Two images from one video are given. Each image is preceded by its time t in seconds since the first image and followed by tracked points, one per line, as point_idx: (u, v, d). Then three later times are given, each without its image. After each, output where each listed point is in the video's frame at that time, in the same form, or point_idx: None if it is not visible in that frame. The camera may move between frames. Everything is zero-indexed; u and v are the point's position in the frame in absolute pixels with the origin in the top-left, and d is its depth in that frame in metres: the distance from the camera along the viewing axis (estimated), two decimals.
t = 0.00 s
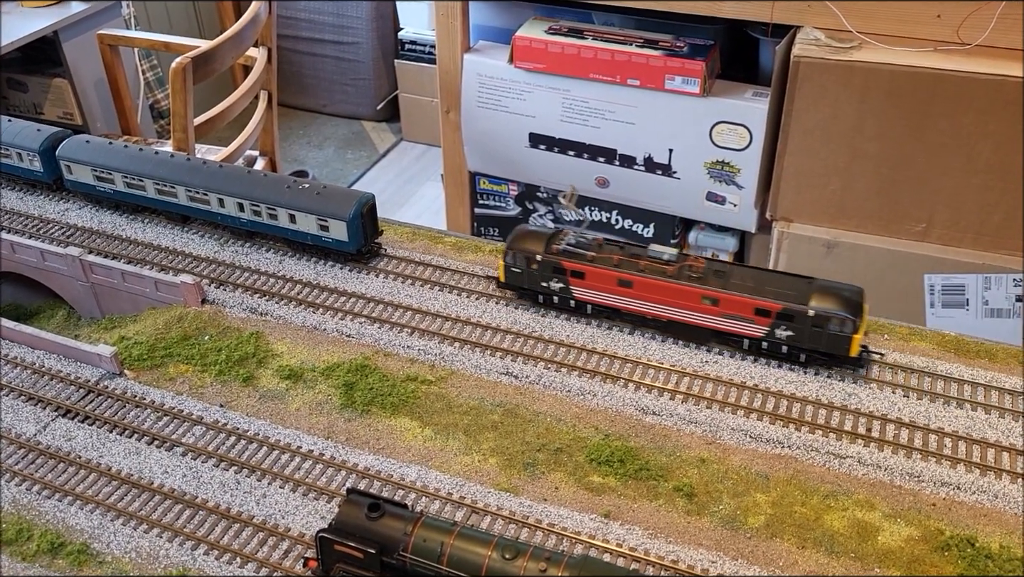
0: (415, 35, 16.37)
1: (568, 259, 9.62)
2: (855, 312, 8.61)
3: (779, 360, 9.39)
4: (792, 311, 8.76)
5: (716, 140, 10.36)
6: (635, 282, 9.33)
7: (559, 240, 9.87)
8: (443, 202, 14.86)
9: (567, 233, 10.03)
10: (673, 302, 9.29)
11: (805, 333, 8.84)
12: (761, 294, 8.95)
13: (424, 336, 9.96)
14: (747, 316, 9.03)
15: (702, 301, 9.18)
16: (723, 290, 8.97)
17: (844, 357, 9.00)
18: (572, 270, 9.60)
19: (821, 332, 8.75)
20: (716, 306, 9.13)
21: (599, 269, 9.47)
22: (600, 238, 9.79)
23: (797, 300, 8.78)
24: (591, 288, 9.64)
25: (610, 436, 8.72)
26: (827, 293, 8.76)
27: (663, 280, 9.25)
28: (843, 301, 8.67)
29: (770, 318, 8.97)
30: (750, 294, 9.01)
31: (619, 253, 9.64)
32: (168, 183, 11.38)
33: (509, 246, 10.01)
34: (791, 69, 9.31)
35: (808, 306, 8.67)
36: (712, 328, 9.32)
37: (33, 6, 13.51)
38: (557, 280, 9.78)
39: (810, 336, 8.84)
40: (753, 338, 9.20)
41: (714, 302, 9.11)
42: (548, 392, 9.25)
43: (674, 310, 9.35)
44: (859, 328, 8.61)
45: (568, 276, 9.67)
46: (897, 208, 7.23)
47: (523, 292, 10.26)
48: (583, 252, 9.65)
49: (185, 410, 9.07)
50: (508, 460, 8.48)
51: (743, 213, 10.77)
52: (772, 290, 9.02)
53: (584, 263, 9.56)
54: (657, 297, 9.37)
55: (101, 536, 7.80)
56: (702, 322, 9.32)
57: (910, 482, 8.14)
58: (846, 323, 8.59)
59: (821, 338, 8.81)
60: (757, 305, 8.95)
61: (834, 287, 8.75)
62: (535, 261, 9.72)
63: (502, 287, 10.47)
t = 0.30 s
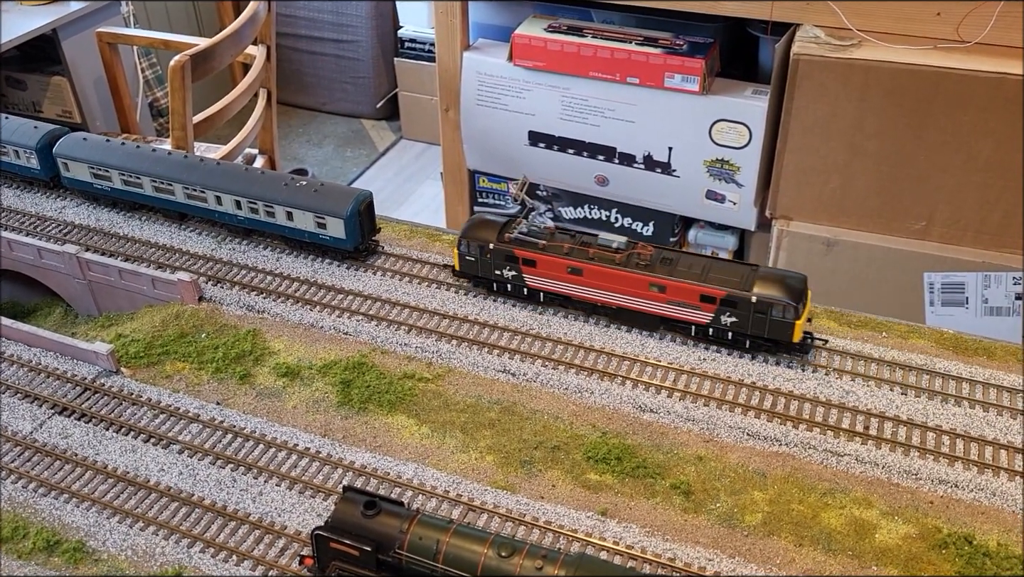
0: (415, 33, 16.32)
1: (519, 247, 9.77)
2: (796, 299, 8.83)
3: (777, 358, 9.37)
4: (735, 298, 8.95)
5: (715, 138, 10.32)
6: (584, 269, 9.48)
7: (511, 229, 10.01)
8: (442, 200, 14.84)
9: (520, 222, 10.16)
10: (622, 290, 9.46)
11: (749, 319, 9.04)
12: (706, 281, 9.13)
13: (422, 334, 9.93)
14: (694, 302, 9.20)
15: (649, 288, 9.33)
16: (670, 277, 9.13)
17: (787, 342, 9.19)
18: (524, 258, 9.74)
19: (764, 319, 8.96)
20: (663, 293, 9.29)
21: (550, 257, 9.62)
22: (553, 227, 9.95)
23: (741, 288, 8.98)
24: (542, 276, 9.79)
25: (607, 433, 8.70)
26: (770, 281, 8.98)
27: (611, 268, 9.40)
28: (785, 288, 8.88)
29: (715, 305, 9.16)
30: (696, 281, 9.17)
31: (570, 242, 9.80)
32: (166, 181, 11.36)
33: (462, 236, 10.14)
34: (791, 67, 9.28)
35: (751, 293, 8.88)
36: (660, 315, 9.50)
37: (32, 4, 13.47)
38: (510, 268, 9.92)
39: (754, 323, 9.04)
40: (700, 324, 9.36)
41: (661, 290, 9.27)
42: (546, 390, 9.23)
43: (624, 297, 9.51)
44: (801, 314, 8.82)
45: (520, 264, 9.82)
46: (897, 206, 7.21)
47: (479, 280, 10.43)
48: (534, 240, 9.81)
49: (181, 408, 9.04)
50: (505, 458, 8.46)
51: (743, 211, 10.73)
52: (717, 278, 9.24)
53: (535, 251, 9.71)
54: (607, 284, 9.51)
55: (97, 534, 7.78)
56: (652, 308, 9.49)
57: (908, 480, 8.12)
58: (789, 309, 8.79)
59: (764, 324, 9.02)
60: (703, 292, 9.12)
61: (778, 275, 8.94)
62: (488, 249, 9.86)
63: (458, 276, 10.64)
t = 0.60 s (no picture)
0: (416, 32, 16.29)
1: (491, 240, 9.87)
2: (761, 291, 8.96)
3: (778, 357, 9.35)
4: (702, 290, 9.06)
5: (716, 137, 10.31)
6: (554, 262, 9.59)
7: (483, 222, 10.11)
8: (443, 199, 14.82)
9: (492, 216, 10.26)
10: (590, 282, 9.56)
11: (716, 312, 9.15)
12: (673, 274, 9.24)
13: (422, 333, 9.91)
14: (661, 295, 9.31)
15: (617, 281, 9.45)
16: (638, 269, 9.25)
17: (754, 334, 9.30)
18: (495, 251, 9.85)
19: (731, 311, 9.07)
20: (631, 286, 9.40)
21: (521, 250, 9.72)
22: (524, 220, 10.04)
23: (708, 280, 9.10)
24: (513, 268, 9.90)
25: (608, 433, 8.69)
26: (736, 274, 9.11)
27: (580, 260, 9.51)
28: (752, 280, 9.02)
29: (683, 297, 9.27)
30: (664, 273, 9.28)
31: (541, 235, 9.89)
32: (165, 179, 11.35)
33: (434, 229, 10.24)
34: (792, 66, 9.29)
35: (717, 286, 9.00)
36: (628, 307, 9.61)
37: (32, 3, 13.45)
38: (482, 261, 10.02)
39: (721, 315, 9.15)
40: (667, 316, 9.47)
41: (629, 282, 9.38)
42: (546, 389, 9.21)
43: (593, 289, 9.63)
44: (766, 305, 8.95)
45: (491, 256, 9.92)
46: (900, 204, 7.21)
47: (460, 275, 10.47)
48: (505, 233, 9.91)
49: (181, 407, 9.03)
50: (506, 457, 8.44)
51: (743, 211, 10.71)
52: (685, 270, 9.34)
53: (506, 244, 9.81)
54: (577, 277, 9.61)
55: (96, 532, 7.77)
56: (620, 301, 9.59)
57: (909, 480, 8.10)
58: (754, 301, 8.93)
59: (731, 316, 9.12)
60: (670, 284, 9.23)
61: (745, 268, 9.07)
62: (461, 242, 9.97)
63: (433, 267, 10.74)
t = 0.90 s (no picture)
0: (417, 30, 16.24)
1: (460, 229, 9.93)
2: (726, 279, 9.03)
3: (781, 354, 9.29)
4: (667, 278, 9.14)
5: (719, 135, 10.26)
6: (522, 251, 9.64)
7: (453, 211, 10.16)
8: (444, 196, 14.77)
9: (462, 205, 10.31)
10: (558, 271, 9.63)
11: (682, 300, 9.22)
12: (639, 262, 9.31)
13: (423, 329, 9.87)
14: (627, 283, 9.38)
15: (584, 269, 9.51)
16: (604, 258, 9.32)
17: (718, 322, 9.38)
18: (464, 240, 9.90)
19: (696, 299, 9.13)
20: (598, 274, 9.47)
21: (490, 239, 9.77)
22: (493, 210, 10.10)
23: (673, 268, 9.17)
24: (482, 257, 9.95)
25: (610, 429, 8.64)
26: (701, 263, 9.18)
27: (547, 249, 9.57)
28: (717, 269, 9.10)
29: (648, 285, 9.34)
30: (630, 262, 9.35)
31: (509, 224, 9.93)
32: (165, 174, 11.31)
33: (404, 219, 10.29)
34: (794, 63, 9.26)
35: (681, 273, 9.08)
36: (595, 295, 9.68)
37: None
38: (452, 251, 10.08)
39: (686, 303, 9.21)
40: (634, 304, 9.54)
41: (596, 271, 9.44)
42: (548, 386, 9.16)
43: (560, 278, 9.68)
44: (730, 293, 9.04)
45: (460, 245, 9.97)
46: (900, 203, 7.15)
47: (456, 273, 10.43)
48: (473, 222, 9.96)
49: (181, 402, 8.99)
50: (507, 454, 8.40)
51: (745, 209, 10.66)
52: (651, 259, 9.41)
53: (475, 233, 9.86)
54: (544, 266, 9.67)
55: (96, 528, 7.73)
56: (587, 289, 9.65)
57: (913, 477, 8.06)
58: (718, 289, 9.00)
59: (696, 304, 9.19)
60: (636, 272, 9.30)
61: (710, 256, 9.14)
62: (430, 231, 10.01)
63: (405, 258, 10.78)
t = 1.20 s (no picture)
0: (419, 29, 16.21)
1: (428, 220, 10.05)
2: (687, 270, 9.16)
3: (784, 353, 9.29)
4: (628, 268, 9.25)
5: (721, 135, 10.26)
6: (488, 242, 9.78)
7: (423, 203, 10.30)
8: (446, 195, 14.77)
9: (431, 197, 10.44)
10: (523, 261, 9.75)
11: (644, 290, 9.34)
12: (602, 253, 9.43)
13: (426, 327, 9.87)
14: (590, 273, 9.51)
15: (549, 260, 9.64)
16: (568, 249, 9.45)
17: (680, 312, 9.51)
18: (433, 231, 10.04)
19: (657, 289, 9.26)
20: (562, 265, 9.59)
21: (458, 230, 9.90)
22: (463, 201, 10.22)
23: (636, 259, 9.29)
24: (451, 248, 10.08)
25: (613, 428, 8.65)
26: (663, 253, 9.32)
27: (512, 240, 9.70)
28: (678, 259, 9.23)
29: (611, 275, 9.47)
30: (593, 253, 9.47)
31: (478, 215, 10.05)
32: (164, 171, 11.31)
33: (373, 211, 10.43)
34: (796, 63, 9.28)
35: (643, 263, 9.20)
36: (561, 286, 9.79)
37: None
38: (421, 241, 10.20)
39: (648, 293, 9.34)
40: (598, 295, 9.67)
41: (560, 261, 9.57)
42: (551, 384, 9.16)
43: (525, 269, 9.81)
44: (690, 283, 9.15)
45: (429, 236, 10.11)
46: (903, 203, 7.25)
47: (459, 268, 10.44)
48: (441, 213, 10.08)
49: (185, 400, 9.00)
50: (510, 452, 8.40)
51: (747, 208, 10.66)
52: (615, 250, 9.53)
53: (443, 224, 10.00)
54: (510, 256, 9.80)
55: (99, 525, 7.74)
56: (553, 280, 9.78)
57: (917, 476, 8.06)
58: (679, 279, 9.12)
59: (658, 294, 9.31)
60: (599, 263, 9.42)
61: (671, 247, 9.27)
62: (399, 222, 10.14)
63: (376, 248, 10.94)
